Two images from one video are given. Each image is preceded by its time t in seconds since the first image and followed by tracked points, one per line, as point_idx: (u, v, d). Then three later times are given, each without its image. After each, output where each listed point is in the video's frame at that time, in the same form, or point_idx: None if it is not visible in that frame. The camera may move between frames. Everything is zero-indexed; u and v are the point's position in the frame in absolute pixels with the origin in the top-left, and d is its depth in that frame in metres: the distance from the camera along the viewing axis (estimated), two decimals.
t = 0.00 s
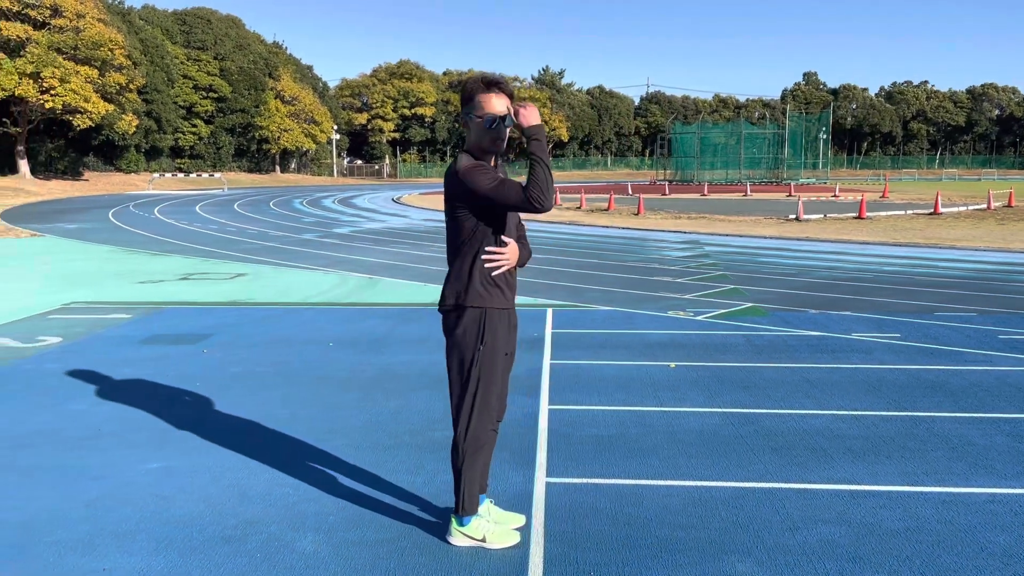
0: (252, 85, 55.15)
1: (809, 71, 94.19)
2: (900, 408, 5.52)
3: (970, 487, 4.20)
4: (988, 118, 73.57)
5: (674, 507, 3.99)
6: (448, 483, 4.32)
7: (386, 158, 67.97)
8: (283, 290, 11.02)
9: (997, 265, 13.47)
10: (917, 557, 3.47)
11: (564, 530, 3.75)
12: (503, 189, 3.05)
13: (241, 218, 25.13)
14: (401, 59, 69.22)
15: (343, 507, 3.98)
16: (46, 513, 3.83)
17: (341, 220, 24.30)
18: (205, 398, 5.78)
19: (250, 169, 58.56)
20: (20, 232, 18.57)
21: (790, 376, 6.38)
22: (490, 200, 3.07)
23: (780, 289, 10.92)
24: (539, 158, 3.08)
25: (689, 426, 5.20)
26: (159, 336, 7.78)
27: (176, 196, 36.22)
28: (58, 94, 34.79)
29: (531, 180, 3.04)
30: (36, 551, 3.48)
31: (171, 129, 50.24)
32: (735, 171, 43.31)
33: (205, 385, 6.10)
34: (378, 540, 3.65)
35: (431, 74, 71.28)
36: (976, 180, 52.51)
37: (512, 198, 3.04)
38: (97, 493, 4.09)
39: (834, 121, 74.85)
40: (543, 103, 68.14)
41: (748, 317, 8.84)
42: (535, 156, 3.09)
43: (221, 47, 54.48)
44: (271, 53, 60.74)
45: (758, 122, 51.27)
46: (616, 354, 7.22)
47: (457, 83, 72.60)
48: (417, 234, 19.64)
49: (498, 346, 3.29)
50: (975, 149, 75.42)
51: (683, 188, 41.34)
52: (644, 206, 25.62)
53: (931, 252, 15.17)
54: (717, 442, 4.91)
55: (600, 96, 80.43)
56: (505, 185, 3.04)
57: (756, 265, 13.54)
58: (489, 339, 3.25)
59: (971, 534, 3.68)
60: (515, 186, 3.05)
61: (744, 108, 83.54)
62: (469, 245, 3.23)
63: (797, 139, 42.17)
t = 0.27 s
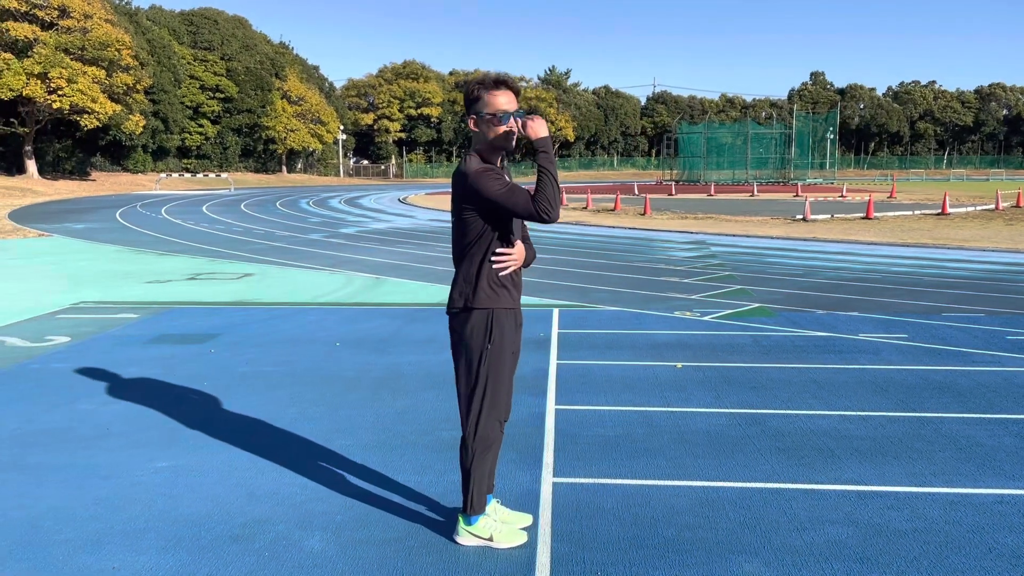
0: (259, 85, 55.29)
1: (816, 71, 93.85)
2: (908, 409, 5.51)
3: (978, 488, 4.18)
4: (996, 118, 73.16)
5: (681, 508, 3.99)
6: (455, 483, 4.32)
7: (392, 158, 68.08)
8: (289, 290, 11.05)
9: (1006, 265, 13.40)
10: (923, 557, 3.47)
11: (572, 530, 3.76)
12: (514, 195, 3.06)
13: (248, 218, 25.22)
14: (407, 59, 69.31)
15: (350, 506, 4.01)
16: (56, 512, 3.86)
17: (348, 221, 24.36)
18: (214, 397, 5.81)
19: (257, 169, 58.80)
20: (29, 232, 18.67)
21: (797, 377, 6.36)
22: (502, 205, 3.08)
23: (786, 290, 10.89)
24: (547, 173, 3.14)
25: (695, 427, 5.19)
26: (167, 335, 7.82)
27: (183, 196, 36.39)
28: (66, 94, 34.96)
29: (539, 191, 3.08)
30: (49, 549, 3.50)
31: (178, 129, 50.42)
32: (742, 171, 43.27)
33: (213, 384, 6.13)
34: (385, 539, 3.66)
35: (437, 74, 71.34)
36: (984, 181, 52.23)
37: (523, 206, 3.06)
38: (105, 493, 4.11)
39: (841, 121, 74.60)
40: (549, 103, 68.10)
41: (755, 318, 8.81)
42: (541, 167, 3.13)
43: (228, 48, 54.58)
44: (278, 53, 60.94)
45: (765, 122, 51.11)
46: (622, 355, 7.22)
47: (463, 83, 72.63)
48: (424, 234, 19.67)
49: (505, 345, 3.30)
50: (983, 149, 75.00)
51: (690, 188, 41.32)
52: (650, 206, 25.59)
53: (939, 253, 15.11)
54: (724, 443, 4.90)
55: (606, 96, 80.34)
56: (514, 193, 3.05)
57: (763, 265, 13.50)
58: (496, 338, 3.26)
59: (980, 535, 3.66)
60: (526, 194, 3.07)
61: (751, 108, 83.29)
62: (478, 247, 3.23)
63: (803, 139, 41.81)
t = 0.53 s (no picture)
0: (262, 86, 55.29)
1: (818, 71, 93.72)
2: (911, 409, 5.51)
3: (983, 488, 4.18)
4: (999, 119, 72.94)
5: (685, 508, 3.99)
6: (460, 482, 4.33)
7: (394, 159, 68.11)
8: (293, 290, 11.07)
9: (1009, 266, 13.39)
10: (928, 556, 3.47)
11: (576, 530, 3.76)
12: (521, 199, 3.07)
13: (251, 218, 25.27)
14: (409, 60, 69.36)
15: (355, 505, 4.02)
16: (64, 511, 3.87)
17: (351, 221, 24.39)
18: (218, 396, 5.83)
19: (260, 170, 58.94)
20: (33, 233, 18.72)
21: (800, 377, 6.36)
22: (508, 209, 3.08)
23: (789, 290, 10.88)
24: (551, 178, 3.11)
25: (699, 426, 5.19)
26: (171, 335, 7.83)
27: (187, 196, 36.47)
28: (70, 95, 35.03)
29: (546, 199, 3.08)
30: (56, 548, 3.52)
31: (181, 130, 50.50)
32: (744, 171, 43.12)
33: (218, 384, 6.16)
34: (390, 538, 3.67)
35: (440, 74, 71.38)
36: (987, 181, 52.11)
37: (527, 212, 3.07)
38: (112, 492, 4.13)
39: (844, 121, 74.51)
40: (551, 104, 68.11)
41: (758, 318, 8.81)
42: (546, 175, 3.13)
43: (231, 49, 54.65)
44: (281, 54, 61.04)
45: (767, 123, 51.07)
46: (626, 354, 7.22)
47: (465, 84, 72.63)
48: (426, 234, 19.68)
49: (508, 342, 3.31)
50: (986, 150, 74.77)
51: (692, 188, 41.35)
52: (653, 206, 25.60)
53: (943, 253, 15.10)
54: (729, 443, 4.90)
55: (608, 97, 80.32)
56: (521, 197, 3.06)
57: (766, 266, 13.49)
58: (498, 336, 3.27)
59: (984, 535, 3.67)
60: (532, 199, 3.08)
61: (753, 108, 83.23)
62: (484, 247, 3.24)
63: (805, 139, 42.43)
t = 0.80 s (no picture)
0: (260, 87, 55.77)
1: (817, 73, 93.93)
2: (911, 409, 5.52)
3: (983, 487, 4.19)
4: (997, 120, 73.03)
5: (688, 508, 3.99)
6: (461, 483, 4.34)
7: (393, 160, 68.15)
8: (293, 291, 11.08)
9: (1007, 266, 13.42)
10: (929, 556, 3.48)
11: (578, 529, 3.77)
12: (523, 204, 3.08)
13: (250, 219, 25.29)
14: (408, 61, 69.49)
15: (358, 505, 4.03)
16: (67, 511, 3.88)
17: (350, 222, 24.40)
18: (220, 397, 5.84)
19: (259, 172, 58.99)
20: (31, 234, 18.71)
21: (800, 377, 6.38)
22: (511, 211, 3.09)
23: (789, 291, 10.91)
24: (553, 188, 3.12)
25: (699, 426, 5.21)
26: (171, 336, 7.83)
27: (185, 198, 36.47)
28: (68, 97, 34.99)
29: (544, 208, 3.10)
30: (58, 548, 3.52)
31: (180, 131, 50.50)
32: (742, 172, 43.22)
33: (219, 384, 6.16)
34: (393, 538, 3.68)
35: (439, 76, 71.47)
36: (985, 183, 52.23)
37: (530, 216, 3.08)
38: (115, 492, 4.14)
39: (842, 122, 74.69)
40: (550, 105, 68.20)
41: (758, 319, 8.83)
42: (550, 183, 3.14)
43: (230, 50, 54.70)
44: (280, 56, 61.12)
45: (765, 125, 51.25)
46: (626, 355, 7.24)
47: (464, 85, 72.71)
48: (426, 236, 19.72)
49: (509, 344, 3.31)
50: (984, 151, 74.90)
51: (692, 189, 41.45)
52: (652, 207, 25.63)
53: (941, 254, 15.14)
54: (729, 443, 4.91)
55: (607, 99, 80.36)
56: (522, 202, 3.07)
57: (765, 267, 13.52)
58: (499, 337, 3.28)
59: (985, 534, 3.68)
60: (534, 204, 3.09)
61: (752, 109, 83.33)
62: (486, 248, 3.24)
63: (804, 140, 41.91)
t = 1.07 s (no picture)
0: (256, 89, 55.27)
1: (813, 76, 94.24)
2: (909, 411, 5.54)
3: (980, 488, 4.21)
4: (992, 123, 73.27)
5: (687, 509, 4.00)
6: (461, 484, 4.34)
7: (390, 163, 68.14)
8: (290, 293, 11.07)
9: (1003, 268, 13.47)
10: (926, 555, 3.50)
11: (578, 530, 3.78)
12: (528, 200, 3.09)
13: (248, 222, 25.26)
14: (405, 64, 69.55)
15: (358, 506, 4.04)
16: (67, 512, 3.88)
17: (347, 225, 24.40)
18: (219, 399, 5.84)
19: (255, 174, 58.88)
20: (27, 236, 18.68)
21: (798, 379, 6.39)
22: (516, 209, 3.10)
23: (786, 293, 10.93)
24: (563, 183, 3.12)
25: (697, 428, 5.22)
26: (169, 338, 7.83)
27: (181, 200, 36.39)
28: (64, 99, 34.86)
29: (554, 204, 3.11)
30: (58, 549, 3.52)
31: (176, 134, 50.35)
32: (738, 175, 43.17)
33: (217, 386, 6.16)
34: (393, 539, 3.68)
35: (435, 79, 71.50)
36: (980, 185, 52.38)
37: (535, 213, 3.09)
38: (115, 493, 4.13)
39: (838, 125, 74.98)
40: (546, 108, 68.30)
41: (755, 321, 8.85)
42: (560, 181, 3.13)
43: (226, 53, 54.65)
44: (276, 58, 61.05)
45: (762, 128, 51.38)
46: (624, 356, 7.25)
47: (461, 88, 72.77)
48: (423, 238, 19.72)
49: (509, 346, 3.33)
50: (979, 154, 75.14)
51: (688, 192, 41.54)
52: (649, 210, 25.67)
53: (937, 256, 15.19)
54: (728, 444, 4.92)
55: (604, 101, 80.51)
56: (530, 198, 3.09)
57: (763, 269, 13.55)
58: (500, 338, 3.29)
59: (982, 534, 3.69)
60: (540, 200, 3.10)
61: (748, 112, 83.49)
62: (489, 247, 3.25)
63: (801, 143, 41.88)
